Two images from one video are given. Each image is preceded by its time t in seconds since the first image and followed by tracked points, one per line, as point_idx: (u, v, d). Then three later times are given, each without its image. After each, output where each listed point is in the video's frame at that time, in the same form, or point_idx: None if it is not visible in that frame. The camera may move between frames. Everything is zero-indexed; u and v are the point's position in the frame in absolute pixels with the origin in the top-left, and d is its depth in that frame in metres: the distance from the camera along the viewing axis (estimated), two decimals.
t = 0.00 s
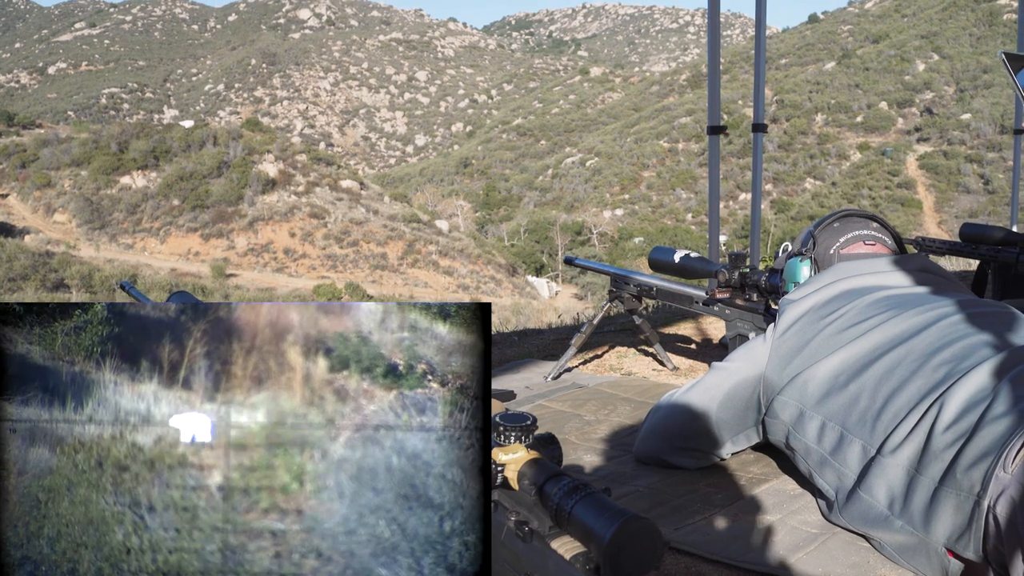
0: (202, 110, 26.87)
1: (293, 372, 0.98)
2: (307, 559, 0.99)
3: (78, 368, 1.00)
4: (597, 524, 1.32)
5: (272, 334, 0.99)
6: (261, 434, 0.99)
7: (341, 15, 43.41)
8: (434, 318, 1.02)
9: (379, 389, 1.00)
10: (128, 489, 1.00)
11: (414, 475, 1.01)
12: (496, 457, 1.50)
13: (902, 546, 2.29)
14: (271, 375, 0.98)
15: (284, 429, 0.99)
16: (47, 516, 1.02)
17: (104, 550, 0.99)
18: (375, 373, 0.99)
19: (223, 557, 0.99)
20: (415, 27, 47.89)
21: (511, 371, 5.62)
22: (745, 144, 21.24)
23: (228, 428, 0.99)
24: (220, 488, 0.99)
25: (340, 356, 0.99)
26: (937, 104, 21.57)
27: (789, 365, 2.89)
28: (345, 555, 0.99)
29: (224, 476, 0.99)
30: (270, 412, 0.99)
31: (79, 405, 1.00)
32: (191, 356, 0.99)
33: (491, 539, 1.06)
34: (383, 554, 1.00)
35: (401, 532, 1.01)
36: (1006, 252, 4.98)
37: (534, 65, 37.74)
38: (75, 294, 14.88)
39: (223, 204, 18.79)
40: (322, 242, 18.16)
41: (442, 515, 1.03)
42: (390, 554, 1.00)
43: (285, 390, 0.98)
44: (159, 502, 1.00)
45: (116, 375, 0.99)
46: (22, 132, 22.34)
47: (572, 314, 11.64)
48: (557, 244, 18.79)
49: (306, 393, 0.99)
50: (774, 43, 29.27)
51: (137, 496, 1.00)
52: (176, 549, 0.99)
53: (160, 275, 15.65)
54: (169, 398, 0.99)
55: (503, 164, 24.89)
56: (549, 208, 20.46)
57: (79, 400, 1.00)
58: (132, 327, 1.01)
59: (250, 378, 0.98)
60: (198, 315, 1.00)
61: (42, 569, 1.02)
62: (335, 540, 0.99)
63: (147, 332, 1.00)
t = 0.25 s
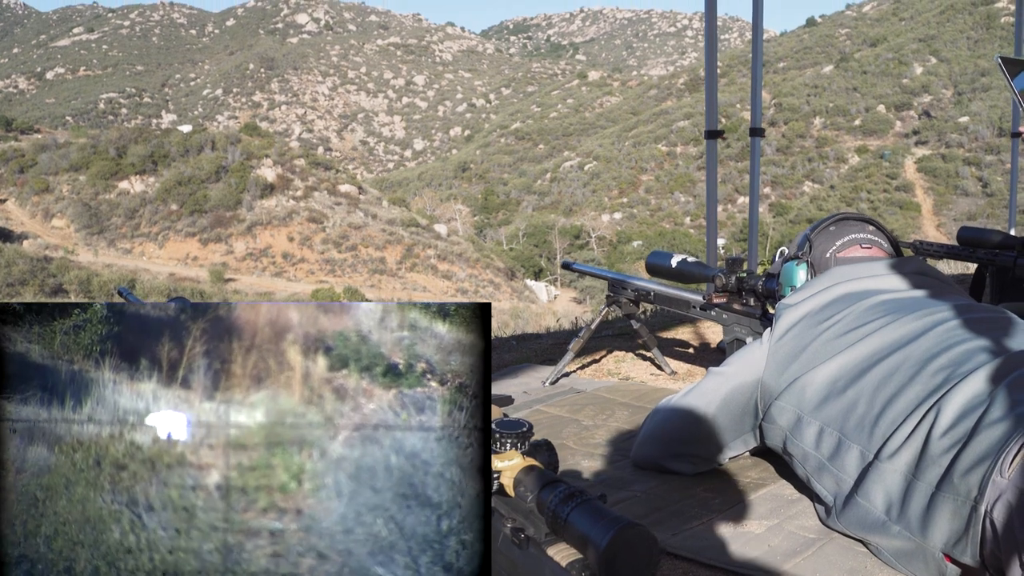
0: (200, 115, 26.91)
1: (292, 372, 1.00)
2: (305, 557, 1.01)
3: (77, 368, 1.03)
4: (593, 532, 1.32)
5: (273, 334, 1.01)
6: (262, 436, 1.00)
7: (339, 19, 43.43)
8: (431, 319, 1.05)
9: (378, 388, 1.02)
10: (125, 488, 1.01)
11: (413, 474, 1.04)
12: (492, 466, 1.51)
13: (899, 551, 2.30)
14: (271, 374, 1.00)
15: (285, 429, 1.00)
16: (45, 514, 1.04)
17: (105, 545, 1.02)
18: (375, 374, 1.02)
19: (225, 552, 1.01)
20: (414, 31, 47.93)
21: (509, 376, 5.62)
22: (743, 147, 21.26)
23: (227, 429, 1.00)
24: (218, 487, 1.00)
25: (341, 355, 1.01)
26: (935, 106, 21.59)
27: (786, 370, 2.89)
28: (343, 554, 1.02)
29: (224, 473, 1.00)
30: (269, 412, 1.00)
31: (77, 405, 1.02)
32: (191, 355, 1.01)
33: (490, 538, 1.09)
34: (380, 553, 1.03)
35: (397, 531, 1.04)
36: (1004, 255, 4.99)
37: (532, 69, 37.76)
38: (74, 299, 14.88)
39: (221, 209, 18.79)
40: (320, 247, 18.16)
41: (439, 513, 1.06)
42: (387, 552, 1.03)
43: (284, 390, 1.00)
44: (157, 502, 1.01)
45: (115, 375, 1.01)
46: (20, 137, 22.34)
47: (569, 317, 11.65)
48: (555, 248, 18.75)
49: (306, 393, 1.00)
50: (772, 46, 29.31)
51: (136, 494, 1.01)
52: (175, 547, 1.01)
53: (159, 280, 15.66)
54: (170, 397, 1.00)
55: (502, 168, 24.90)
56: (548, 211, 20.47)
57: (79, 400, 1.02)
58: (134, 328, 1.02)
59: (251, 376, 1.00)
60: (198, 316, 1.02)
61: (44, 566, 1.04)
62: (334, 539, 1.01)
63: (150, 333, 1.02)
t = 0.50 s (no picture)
0: (200, 118, 26.93)
1: (270, 364, 1.00)
2: (286, 550, 0.99)
3: (55, 359, 1.03)
4: (593, 535, 1.32)
5: (251, 325, 1.01)
6: (238, 429, 0.98)
7: (339, 23, 43.50)
8: (409, 311, 1.03)
9: (356, 380, 1.00)
10: (104, 480, 1.00)
11: (390, 467, 1.01)
12: (493, 469, 1.49)
13: (900, 554, 2.29)
14: (249, 367, 0.99)
15: (264, 420, 0.99)
16: (23, 506, 1.03)
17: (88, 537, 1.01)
18: (352, 366, 1.01)
19: (204, 545, 0.99)
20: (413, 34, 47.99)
21: (509, 379, 5.61)
22: (743, 150, 21.26)
23: (204, 422, 0.99)
24: (197, 478, 0.99)
25: (319, 346, 1.00)
26: (935, 109, 21.60)
27: (784, 373, 2.88)
28: (322, 545, 0.99)
29: (202, 465, 0.98)
30: (247, 403, 0.99)
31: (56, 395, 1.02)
32: (168, 348, 1.01)
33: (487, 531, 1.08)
34: (359, 545, 1.00)
35: (375, 519, 1.00)
36: (1004, 258, 4.99)
37: (532, 72, 37.80)
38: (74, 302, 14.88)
39: (222, 212, 18.79)
40: (320, 250, 18.15)
41: (417, 506, 1.03)
42: (365, 545, 1.00)
43: (262, 381, 0.99)
44: (134, 493, 0.99)
45: (93, 367, 1.02)
46: (20, 141, 22.37)
47: (568, 320, 11.64)
48: (556, 252, 18.83)
49: (283, 385, 0.99)
50: (772, 49, 29.34)
51: (113, 487, 1.00)
52: (152, 541, 0.99)
53: (159, 284, 15.65)
54: (147, 390, 1.00)
55: (502, 171, 24.91)
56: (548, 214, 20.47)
57: (57, 390, 1.01)
58: (115, 319, 1.02)
59: (228, 368, 0.99)
60: (176, 309, 1.02)
61: (21, 561, 1.03)
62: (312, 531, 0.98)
63: (128, 325, 1.02)
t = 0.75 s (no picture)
0: (200, 117, 26.94)
1: (257, 364, 1.00)
2: (269, 549, 1.01)
3: (40, 358, 1.02)
4: (594, 529, 1.32)
5: (235, 324, 1.00)
6: (226, 430, 1.00)
7: (339, 20, 43.46)
8: (394, 311, 1.04)
9: (342, 379, 1.01)
10: (90, 478, 1.01)
11: (376, 465, 1.03)
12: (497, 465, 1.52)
13: (900, 549, 2.30)
14: (235, 367, 1.00)
15: (251, 420, 1.00)
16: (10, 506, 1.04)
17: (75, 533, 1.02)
18: (339, 365, 1.01)
19: (191, 541, 1.01)
20: (413, 32, 47.96)
21: (511, 375, 5.61)
22: (743, 148, 21.27)
23: (190, 422, 0.99)
24: (185, 478, 1.00)
25: (305, 345, 1.00)
26: (936, 106, 21.60)
27: (782, 370, 2.88)
28: (310, 545, 1.02)
29: (189, 464, 1.00)
30: (232, 403, 1.00)
31: (42, 394, 1.02)
32: (154, 347, 1.00)
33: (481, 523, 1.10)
34: (345, 544, 1.03)
35: (360, 519, 1.03)
36: (1005, 254, 4.98)
37: (532, 70, 37.77)
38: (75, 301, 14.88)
39: (222, 210, 18.79)
40: (321, 248, 18.15)
41: (402, 506, 1.05)
42: (352, 544, 1.03)
43: (249, 381, 1.00)
44: (121, 492, 1.00)
45: (78, 366, 1.01)
46: (21, 140, 22.36)
47: (569, 317, 11.66)
48: (556, 249, 18.85)
49: (270, 384, 1.00)
50: (772, 46, 29.33)
51: (99, 485, 1.01)
52: (139, 540, 1.01)
53: (159, 282, 15.65)
54: (132, 388, 1.00)
55: (502, 169, 24.92)
56: (548, 211, 20.46)
57: (42, 390, 1.02)
58: (97, 316, 1.01)
59: (215, 367, 1.00)
60: (160, 307, 1.01)
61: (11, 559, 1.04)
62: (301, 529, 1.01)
63: (110, 323, 1.00)
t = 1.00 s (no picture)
0: (201, 114, 26.97)
1: (258, 365, 0.99)
2: (271, 548, 1.00)
3: (42, 359, 1.03)
4: (596, 526, 1.32)
5: (238, 323, 1.00)
6: (227, 430, 0.99)
7: (339, 17, 43.43)
8: (396, 311, 1.02)
9: (344, 380, 1.00)
10: (92, 479, 1.02)
11: (378, 466, 1.01)
12: (496, 459, 1.49)
13: (901, 545, 2.30)
14: (237, 367, 0.99)
15: (253, 418, 0.99)
16: (14, 507, 1.06)
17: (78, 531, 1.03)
18: (339, 365, 1.00)
19: (192, 542, 1.01)
20: (414, 29, 47.92)
21: (511, 372, 5.62)
22: (744, 144, 21.27)
23: (192, 421, 0.99)
24: (186, 478, 1.00)
25: (305, 344, 0.99)
26: (937, 102, 21.59)
27: (785, 366, 2.88)
28: (311, 544, 1.00)
29: (191, 463, 1.00)
30: (234, 402, 0.99)
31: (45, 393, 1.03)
32: (156, 346, 1.00)
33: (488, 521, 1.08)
34: (347, 543, 1.01)
35: (362, 518, 1.01)
36: (1006, 250, 4.98)
37: (533, 66, 37.77)
38: (76, 298, 14.87)
39: (223, 208, 18.80)
40: (322, 245, 18.15)
41: (404, 506, 1.03)
42: (353, 542, 1.01)
43: (250, 381, 0.99)
44: (122, 493, 1.01)
45: (81, 366, 1.01)
46: (21, 137, 22.36)
47: (571, 314, 11.70)
48: (557, 245, 18.83)
49: (271, 384, 0.99)
50: (773, 43, 29.31)
51: (101, 485, 1.02)
52: (141, 541, 1.01)
53: (161, 279, 15.66)
54: (132, 388, 1.00)
55: (503, 165, 24.92)
56: (549, 208, 20.47)
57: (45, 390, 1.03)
58: (98, 316, 1.01)
59: (217, 368, 1.00)
60: (162, 307, 1.01)
61: (14, 558, 1.06)
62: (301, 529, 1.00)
63: (113, 326, 1.01)
